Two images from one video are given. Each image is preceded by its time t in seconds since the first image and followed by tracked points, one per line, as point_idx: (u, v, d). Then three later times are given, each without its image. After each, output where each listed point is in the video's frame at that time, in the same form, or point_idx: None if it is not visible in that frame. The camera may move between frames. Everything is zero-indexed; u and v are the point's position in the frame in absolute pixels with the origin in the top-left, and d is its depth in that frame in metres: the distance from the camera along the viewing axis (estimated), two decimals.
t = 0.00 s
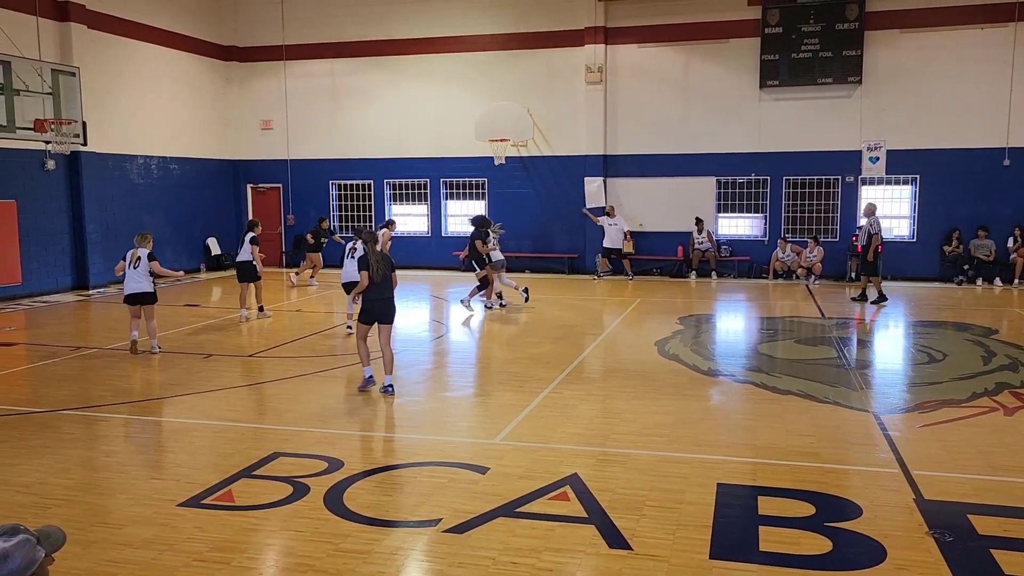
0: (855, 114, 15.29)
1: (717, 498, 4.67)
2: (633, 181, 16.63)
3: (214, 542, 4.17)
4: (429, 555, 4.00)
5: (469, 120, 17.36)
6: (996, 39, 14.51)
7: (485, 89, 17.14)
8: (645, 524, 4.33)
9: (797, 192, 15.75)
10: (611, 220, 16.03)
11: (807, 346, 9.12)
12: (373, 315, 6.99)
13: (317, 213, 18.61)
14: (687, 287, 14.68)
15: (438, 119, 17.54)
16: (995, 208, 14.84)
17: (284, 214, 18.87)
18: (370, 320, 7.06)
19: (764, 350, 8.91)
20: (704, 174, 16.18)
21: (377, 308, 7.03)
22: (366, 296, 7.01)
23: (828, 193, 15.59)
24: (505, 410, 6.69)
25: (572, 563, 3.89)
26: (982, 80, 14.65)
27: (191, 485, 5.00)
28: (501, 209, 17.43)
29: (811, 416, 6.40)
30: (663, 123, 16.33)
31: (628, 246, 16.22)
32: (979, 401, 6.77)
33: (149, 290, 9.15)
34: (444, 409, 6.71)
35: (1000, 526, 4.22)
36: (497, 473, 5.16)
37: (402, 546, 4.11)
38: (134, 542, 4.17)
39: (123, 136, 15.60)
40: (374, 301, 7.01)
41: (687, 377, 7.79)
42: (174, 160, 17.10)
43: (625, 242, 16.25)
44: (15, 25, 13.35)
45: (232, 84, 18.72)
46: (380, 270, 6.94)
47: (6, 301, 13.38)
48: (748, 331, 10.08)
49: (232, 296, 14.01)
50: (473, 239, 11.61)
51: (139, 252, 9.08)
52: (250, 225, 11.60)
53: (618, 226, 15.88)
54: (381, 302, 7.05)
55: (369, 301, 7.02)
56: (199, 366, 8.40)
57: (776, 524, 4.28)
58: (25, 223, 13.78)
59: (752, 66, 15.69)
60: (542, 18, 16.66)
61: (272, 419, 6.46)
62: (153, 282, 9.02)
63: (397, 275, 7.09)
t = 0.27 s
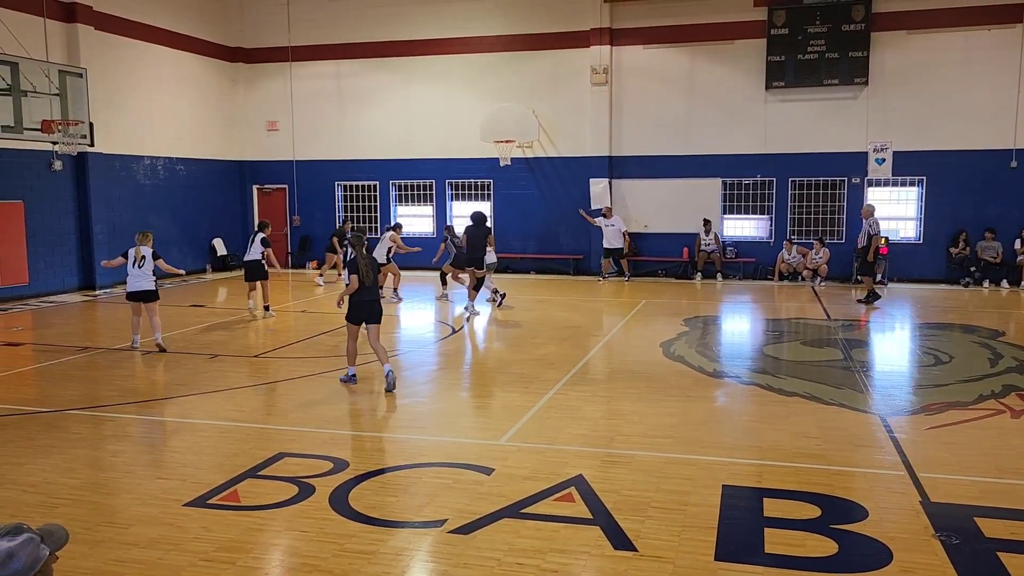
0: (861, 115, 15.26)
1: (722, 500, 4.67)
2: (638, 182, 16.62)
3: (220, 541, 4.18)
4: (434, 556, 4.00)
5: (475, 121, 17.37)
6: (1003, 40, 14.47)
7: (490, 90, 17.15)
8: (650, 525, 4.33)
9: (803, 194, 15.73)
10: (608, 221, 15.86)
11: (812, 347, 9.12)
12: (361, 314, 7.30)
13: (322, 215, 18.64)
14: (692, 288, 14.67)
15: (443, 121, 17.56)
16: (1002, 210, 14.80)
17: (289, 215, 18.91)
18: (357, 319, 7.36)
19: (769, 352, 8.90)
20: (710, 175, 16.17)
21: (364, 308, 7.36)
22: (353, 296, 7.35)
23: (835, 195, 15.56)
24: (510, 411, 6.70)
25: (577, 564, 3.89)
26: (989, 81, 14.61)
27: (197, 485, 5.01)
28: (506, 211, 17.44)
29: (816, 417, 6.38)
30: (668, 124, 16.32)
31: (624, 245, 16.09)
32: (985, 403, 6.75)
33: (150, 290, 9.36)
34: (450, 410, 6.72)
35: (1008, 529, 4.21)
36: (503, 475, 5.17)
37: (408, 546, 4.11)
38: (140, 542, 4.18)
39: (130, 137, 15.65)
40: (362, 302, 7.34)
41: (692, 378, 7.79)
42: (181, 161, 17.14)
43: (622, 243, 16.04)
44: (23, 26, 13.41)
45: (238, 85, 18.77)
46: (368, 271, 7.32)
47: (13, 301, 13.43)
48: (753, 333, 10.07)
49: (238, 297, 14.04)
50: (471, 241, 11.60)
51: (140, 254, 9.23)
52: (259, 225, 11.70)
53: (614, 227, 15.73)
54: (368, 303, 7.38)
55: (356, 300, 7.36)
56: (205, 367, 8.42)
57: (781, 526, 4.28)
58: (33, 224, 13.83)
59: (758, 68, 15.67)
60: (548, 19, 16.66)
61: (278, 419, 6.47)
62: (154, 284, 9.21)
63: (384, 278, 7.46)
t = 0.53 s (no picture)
0: (869, 116, 15.22)
1: (729, 502, 4.66)
2: (645, 183, 16.61)
3: (227, 541, 4.19)
4: (440, 556, 4.00)
5: (482, 122, 17.38)
6: (1012, 41, 14.41)
7: (497, 91, 17.15)
8: (656, 527, 4.32)
9: (811, 195, 15.68)
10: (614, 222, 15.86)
11: (819, 349, 9.10)
12: (355, 304, 7.51)
13: (329, 215, 18.68)
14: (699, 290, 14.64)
15: (450, 122, 17.57)
16: (1011, 211, 14.74)
17: (296, 216, 18.95)
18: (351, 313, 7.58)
19: (776, 353, 8.88)
20: (717, 176, 16.15)
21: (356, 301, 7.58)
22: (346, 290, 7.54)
23: (842, 196, 15.52)
24: (516, 412, 6.70)
25: (583, 565, 3.89)
26: (998, 82, 14.55)
27: (204, 485, 5.02)
28: (513, 212, 17.44)
29: (823, 419, 6.36)
30: (675, 125, 16.30)
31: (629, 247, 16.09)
32: (994, 405, 6.72)
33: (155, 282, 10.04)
34: (456, 411, 6.73)
35: (1016, 532, 4.19)
36: (509, 475, 5.17)
37: (414, 547, 4.12)
38: (147, 541, 4.19)
39: (138, 138, 15.72)
40: (356, 293, 7.54)
41: (699, 379, 7.77)
42: (189, 162, 17.19)
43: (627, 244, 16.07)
44: (32, 28, 13.47)
45: (246, 86, 18.81)
46: (358, 263, 7.50)
47: (22, 302, 13.50)
48: (760, 334, 10.05)
49: (245, 297, 14.08)
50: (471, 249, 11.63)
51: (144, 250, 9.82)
52: (261, 226, 11.77)
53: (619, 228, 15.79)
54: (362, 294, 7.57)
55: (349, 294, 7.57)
56: (212, 367, 8.44)
57: (788, 528, 4.27)
58: (41, 224, 13.89)
59: (765, 69, 15.64)
60: (555, 20, 16.66)
61: (284, 420, 6.48)
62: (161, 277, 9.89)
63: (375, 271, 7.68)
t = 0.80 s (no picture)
0: (881, 117, 15.14)
1: (739, 503, 4.65)
2: (655, 184, 16.58)
3: (238, 540, 4.21)
4: (450, 556, 4.01)
5: (492, 123, 17.39)
6: None
7: (507, 92, 17.17)
8: (666, 528, 4.32)
9: (822, 195, 15.62)
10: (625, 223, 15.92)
11: (830, 350, 9.07)
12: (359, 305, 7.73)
13: (339, 216, 18.73)
14: (709, 291, 14.60)
15: (460, 122, 17.59)
16: None
17: (307, 216, 19.01)
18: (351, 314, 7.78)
19: (787, 354, 8.86)
20: (727, 177, 16.11)
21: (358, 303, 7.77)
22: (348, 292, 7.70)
23: (853, 197, 15.46)
24: (526, 412, 6.71)
25: (593, 566, 3.89)
26: (1010, 82, 14.46)
27: (215, 484, 5.05)
28: (523, 213, 17.45)
29: (834, 421, 6.34)
30: (685, 125, 16.27)
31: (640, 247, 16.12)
32: (1007, 407, 6.68)
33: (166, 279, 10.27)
34: (465, 411, 6.75)
35: None
36: (519, 476, 5.17)
37: (424, 547, 4.12)
38: (159, 540, 4.22)
39: (150, 139, 15.79)
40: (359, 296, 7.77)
41: (709, 380, 7.75)
42: (200, 162, 17.27)
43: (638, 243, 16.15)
44: (44, 28, 13.54)
45: (257, 87, 18.87)
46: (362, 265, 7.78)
47: (34, 301, 13.58)
48: (770, 335, 10.03)
49: (255, 297, 14.14)
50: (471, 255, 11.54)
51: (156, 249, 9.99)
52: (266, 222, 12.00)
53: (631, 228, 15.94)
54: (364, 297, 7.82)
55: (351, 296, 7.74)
56: (223, 367, 8.48)
57: (798, 530, 4.25)
58: (54, 224, 13.97)
59: (776, 69, 15.58)
60: (565, 21, 16.66)
61: (294, 419, 6.50)
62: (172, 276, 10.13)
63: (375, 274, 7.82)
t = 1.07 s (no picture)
0: (898, 116, 15.02)
1: (755, 504, 4.62)
2: (670, 184, 16.53)
3: (254, 539, 4.23)
4: (465, 556, 4.01)
5: (507, 123, 17.39)
6: None
7: (521, 92, 17.16)
8: (681, 528, 4.30)
9: (838, 195, 15.53)
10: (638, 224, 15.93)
11: (847, 351, 9.01)
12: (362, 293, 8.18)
13: (354, 216, 18.80)
14: (725, 291, 14.54)
15: (474, 123, 17.60)
16: None
17: (322, 216, 19.09)
18: (356, 302, 8.30)
19: (803, 355, 8.81)
20: (743, 176, 16.03)
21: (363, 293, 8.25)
22: (354, 282, 8.15)
23: (870, 196, 15.35)
24: (540, 412, 6.71)
25: (608, 567, 3.88)
26: None
27: (232, 483, 5.08)
28: (537, 213, 17.44)
29: (851, 422, 6.30)
30: (701, 125, 16.21)
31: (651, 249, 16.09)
32: None
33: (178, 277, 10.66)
34: (480, 410, 6.76)
35: None
36: (533, 476, 5.17)
37: (439, 546, 4.13)
38: (176, 538, 4.25)
39: (167, 141, 15.90)
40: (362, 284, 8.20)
41: (725, 381, 7.72)
42: (216, 163, 17.38)
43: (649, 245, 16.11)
44: (62, 30, 13.67)
45: (273, 88, 18.97)
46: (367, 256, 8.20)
47: (54, 301, 13.72)
48: (786, 335, 9.98)
49: (271, 297, 14.22)
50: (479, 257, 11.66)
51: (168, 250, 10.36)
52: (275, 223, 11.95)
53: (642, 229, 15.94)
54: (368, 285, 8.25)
55: (357, 286, 8.18)
56: (239, 366, 8.54)
57: (815, 531, 4.23)
58: (73, 225, 14.10)
59: (792, 68, 15.49)
60: (580, 21, 16.64)
61: (310, 419, 6.53)
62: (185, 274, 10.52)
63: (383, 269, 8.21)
